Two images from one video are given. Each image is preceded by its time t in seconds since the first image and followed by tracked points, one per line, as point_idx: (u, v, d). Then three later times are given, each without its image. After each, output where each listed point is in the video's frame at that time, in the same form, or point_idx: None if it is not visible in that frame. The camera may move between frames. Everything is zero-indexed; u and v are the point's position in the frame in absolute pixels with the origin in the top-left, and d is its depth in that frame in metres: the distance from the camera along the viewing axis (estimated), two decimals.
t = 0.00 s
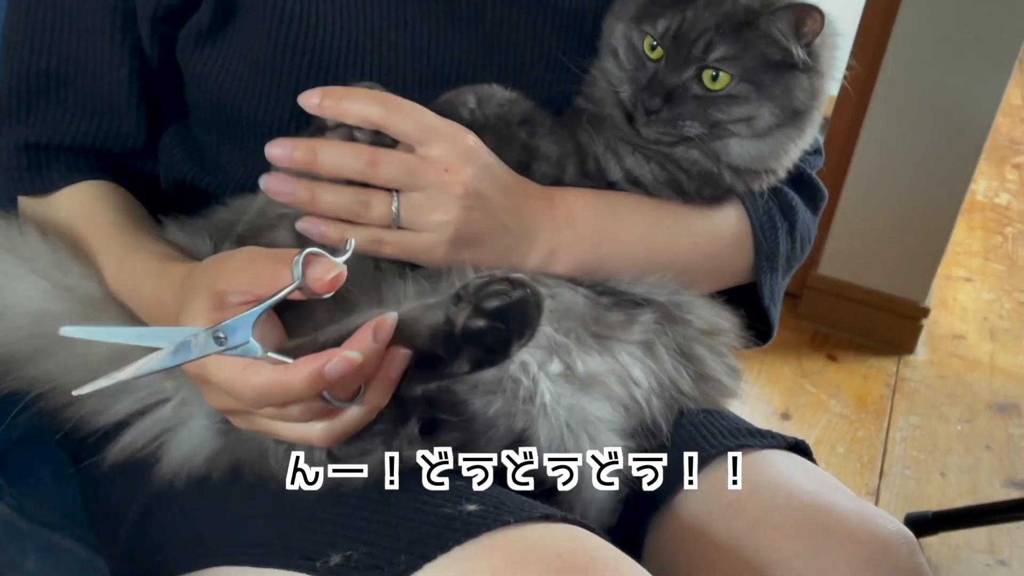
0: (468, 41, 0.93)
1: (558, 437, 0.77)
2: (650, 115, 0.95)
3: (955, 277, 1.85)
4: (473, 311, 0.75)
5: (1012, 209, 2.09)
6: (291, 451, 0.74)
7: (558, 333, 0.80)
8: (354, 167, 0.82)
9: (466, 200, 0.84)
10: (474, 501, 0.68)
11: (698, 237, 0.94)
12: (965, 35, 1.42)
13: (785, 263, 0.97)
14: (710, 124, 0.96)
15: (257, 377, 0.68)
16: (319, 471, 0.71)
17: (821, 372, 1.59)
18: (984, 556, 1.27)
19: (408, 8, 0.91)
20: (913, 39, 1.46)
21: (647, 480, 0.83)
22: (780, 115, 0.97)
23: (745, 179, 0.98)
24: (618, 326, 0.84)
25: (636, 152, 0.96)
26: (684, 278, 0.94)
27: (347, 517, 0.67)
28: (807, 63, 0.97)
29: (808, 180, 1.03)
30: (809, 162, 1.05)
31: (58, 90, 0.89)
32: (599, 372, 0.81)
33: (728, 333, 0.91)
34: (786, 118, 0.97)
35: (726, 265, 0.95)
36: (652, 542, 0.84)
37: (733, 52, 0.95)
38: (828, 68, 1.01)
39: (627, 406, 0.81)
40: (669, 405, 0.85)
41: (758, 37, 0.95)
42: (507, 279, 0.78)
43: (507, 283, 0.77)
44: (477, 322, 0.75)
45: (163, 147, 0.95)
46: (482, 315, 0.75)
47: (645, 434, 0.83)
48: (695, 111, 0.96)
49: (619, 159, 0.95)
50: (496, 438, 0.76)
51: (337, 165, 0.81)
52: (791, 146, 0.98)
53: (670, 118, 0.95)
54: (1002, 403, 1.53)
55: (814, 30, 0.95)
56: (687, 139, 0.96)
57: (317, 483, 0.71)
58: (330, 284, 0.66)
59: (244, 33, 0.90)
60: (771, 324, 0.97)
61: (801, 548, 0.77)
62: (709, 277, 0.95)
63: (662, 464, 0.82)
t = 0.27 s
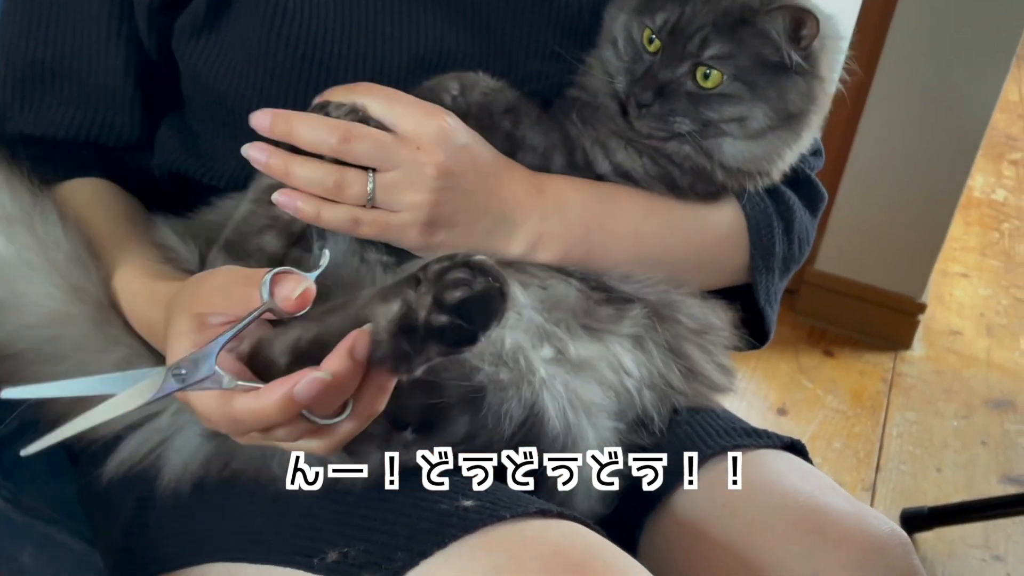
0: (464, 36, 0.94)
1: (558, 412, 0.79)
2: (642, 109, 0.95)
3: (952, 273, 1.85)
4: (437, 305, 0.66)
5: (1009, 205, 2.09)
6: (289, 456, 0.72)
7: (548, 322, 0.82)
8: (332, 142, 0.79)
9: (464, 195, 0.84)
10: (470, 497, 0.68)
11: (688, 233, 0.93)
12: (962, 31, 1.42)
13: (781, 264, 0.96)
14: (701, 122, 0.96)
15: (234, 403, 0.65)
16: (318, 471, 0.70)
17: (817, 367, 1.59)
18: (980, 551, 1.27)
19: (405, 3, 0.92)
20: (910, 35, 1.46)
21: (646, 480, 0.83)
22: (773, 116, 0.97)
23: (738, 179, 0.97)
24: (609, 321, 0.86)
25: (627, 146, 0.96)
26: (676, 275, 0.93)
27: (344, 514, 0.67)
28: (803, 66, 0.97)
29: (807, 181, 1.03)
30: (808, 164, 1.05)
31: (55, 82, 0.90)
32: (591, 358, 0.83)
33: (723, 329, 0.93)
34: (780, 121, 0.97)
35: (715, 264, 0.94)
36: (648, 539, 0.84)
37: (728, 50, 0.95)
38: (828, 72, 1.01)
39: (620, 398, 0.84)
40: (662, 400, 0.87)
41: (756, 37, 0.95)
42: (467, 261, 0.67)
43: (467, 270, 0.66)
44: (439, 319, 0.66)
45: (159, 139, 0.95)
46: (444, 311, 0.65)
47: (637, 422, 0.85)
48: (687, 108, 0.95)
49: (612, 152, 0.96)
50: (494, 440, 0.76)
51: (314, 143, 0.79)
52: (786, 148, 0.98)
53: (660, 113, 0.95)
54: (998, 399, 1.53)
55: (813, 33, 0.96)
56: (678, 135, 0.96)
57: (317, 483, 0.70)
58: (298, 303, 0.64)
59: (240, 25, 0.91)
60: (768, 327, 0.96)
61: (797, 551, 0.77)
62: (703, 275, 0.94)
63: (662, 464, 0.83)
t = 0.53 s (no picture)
0: (458, 32, 0.94)
1: (555, 424, 0.78)
2: (629, 106, 0.98)
3: (947, 270, 1.86)
4: (467, 284, 0.61)
5: (1005, 202, 2.10)
6: (293, 447, 0.74)
7: (546, 323, 0.83)
8: (322, 156, 0.81)
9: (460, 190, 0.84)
10: (467, 496, 0.67)
11: (681, 232, 0.94)
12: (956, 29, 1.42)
13: (773, 262, 0.97)
14: (689, 118, 0.99)
15: (256, 361, 0.65)
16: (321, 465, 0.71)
17: (812, 364, 1.59)
18: (974, 548, 1.28)
19: None
20: (903, 33, 1.46)
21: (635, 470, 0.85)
22: (761, 112, 1.00)
23: (730, 173, 1.00)
24: (609, 321, 0.87)
25: (618, 142, 0.98)
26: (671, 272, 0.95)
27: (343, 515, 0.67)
28: (794, 62, 1.00)
29: (800, 177, 1.04)
30: (799, 158, 1.06)
31: (47, 82, 0.87)
32: (588, 366, 0.84)
33: (720, 328, 0.94)
34: (769, 115, 1.01)
35: (710, 261, 0.95)
36: (642, 540, 0.84)
37: (716, 47, 0.98)
38: (818, 69, 1.04)
39: (617, 399, 0.84)
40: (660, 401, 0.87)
41: (743, 34, 0.98)
42: (508, 250, 0.64)
43: (505, 257, 0.63)
44: (468, 299, 0.61)
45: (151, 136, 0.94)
46: (474, 292, 0.61)
47: (635, 427, 0.85)
48: (675, 104, 0.98)
49: (604, 148, 0.97)
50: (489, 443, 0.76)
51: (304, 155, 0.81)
52: (775, 143, 1.01)
53: (648, 110, 0.98)
54: (993, 396, 1.53)
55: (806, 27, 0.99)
56: (668, 132, 0.99)
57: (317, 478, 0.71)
58: (326, 271, 0.63)
59: (233, 23, 0.90)
60: (759, 321, 0.96)
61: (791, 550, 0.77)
62: (698, 271, 0.96)
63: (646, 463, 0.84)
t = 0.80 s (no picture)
0: (452, 34, 0.94)
1: (548, 421, 0.77)
2: (623, 105, 0.97)
3: (941, 268, 1.86)
4: (470, 265, 0.61)
5: (1000, 200, 2.10)
6: (291, 435, 0.73)
7: (543, 321, 0.83)
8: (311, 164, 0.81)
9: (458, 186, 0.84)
10: (466, 492, 0.67)
11: (675, 232, 0.94)
12: (951, 28, 1.42)
13: (767, 259, 0.97)
14: (683, 117, 0.99)
15: (260, 337, 0.64)
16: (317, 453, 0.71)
17: (807, 361, 1.59)
18: (969, 545, 1.28)
19: None
20: (897, 33, 1.46)
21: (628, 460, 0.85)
22: (756, 108, 1.00)
23: (726, 171, 1.00)
24: (606, 318, 0.87)
25: (613, 141, 0.97)
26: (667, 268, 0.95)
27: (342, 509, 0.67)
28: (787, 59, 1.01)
29: (794, 176, 1.05)
30: (793, 156, 1.06)
31: (38, 82, 0.85)
32: (584, 365, 0.83)
33: (718, 328, 0.93)
34: (763, 112, 1.00)
35: (705, 257, 0.95)
36: (639, 536, 0.83)
37: (709, 45, 0.98)
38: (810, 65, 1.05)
39: (614, 399, 0.83)
40: (656, 401, 0.86)
41: (735, 32, 0.98)
42: (513, 235, 0.64)
43: (510, 242, 0.63)
44: (471, 280, 0.61)
45: (144, 134, 0.93)
46: (477, 274, 0.61)
47: (632, 428, 0.84)
48: (668, 104, 0.98)
49: (600, 148, 0.96)
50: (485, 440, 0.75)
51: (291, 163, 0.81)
52: (770, 140, 1.01)
53: (643, 109, 0.97)
54: (988, 393, 1.53)
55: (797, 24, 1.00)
56: (662, 130, 0.98)
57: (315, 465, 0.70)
58: (328, 249, 0.63)
59: (226, 21, 0.89)
60: (754, 320, 0.96)
61: (786, 548, 0.76)
62: (694, 266, 0.96)
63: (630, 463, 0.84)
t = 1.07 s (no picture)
0: (445, 31, 0.93)
1: (552, 419, 0.77)
2: (617, 101, 0.98)
3: (938, 267, 1.86)
4: (483, 255, 0.61)
5: (996, 199, 2.10)
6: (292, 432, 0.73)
7: (545, 317, 0.84)
8: (336, 160, 0.79)
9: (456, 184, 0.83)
10: (465, 491, 0.66)
11: (673, 233, 0.94)
12: (946, 27, 1.42)
13: (765, 257, 0.96)
14: (677, 113, 1.00)
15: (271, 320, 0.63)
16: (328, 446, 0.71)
17: (804, 360, 1.59)
18: (966, 544, 1.28)
19: None
20: (893, 32, 1.46)
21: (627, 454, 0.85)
22: (748, 103, 1.00)
23: (721, 167, 0.99)
24: (608, 314, 0.87)
25: (609, 137, 0.99)
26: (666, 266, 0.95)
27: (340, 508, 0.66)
28: (780, 52, 1.00)
29: (792, 175, 1.03)
30: (790, 154, 1.05)
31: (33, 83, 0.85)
32: (586, 362, 0.83)
33: (720, 326, 0.93)
34: (757, 106, 1.01)
35: (702, 255, 0.95)
36: (638, 534, 0.83)
37: (701, 40, 0.99)
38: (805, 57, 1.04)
39: (615, 397, 0.84)
40: (656, 399, 0.87)
41: (726, 27, 0.99)
42: (525, 228, 0.64)
43: (521, 233, 0.63)
44: (483, 270, 0.61)
45: (138, 135, 0.92)
46: (489, 264, 0.61)
47: (633, 424, 0.85)
48: (662, 100, 0.99)
49: (596, 143, 0.98)
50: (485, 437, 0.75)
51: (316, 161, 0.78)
52: (766, 133, 1.01)
53: (636, 106, 0.98)
54: (985, 392, 1.54)
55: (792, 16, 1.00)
56: (657, 126, 1.00)
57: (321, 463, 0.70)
58: (342, 237, 0.64)
59: (219, 20, 0.89)
60: (754, 318, 0.95)
61: (786, 548, 0.76)
62: (691, 263, 0.95)
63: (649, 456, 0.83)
